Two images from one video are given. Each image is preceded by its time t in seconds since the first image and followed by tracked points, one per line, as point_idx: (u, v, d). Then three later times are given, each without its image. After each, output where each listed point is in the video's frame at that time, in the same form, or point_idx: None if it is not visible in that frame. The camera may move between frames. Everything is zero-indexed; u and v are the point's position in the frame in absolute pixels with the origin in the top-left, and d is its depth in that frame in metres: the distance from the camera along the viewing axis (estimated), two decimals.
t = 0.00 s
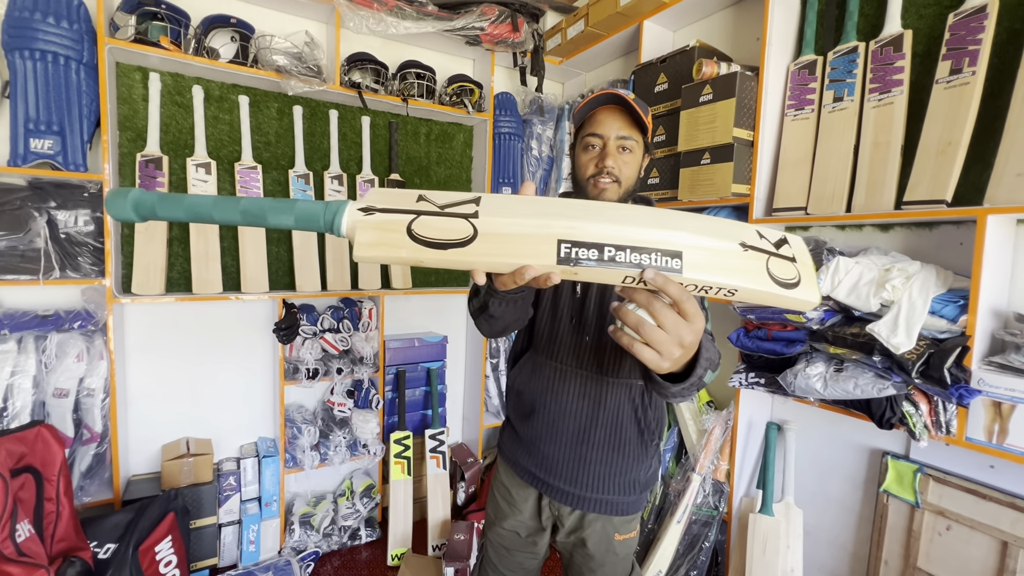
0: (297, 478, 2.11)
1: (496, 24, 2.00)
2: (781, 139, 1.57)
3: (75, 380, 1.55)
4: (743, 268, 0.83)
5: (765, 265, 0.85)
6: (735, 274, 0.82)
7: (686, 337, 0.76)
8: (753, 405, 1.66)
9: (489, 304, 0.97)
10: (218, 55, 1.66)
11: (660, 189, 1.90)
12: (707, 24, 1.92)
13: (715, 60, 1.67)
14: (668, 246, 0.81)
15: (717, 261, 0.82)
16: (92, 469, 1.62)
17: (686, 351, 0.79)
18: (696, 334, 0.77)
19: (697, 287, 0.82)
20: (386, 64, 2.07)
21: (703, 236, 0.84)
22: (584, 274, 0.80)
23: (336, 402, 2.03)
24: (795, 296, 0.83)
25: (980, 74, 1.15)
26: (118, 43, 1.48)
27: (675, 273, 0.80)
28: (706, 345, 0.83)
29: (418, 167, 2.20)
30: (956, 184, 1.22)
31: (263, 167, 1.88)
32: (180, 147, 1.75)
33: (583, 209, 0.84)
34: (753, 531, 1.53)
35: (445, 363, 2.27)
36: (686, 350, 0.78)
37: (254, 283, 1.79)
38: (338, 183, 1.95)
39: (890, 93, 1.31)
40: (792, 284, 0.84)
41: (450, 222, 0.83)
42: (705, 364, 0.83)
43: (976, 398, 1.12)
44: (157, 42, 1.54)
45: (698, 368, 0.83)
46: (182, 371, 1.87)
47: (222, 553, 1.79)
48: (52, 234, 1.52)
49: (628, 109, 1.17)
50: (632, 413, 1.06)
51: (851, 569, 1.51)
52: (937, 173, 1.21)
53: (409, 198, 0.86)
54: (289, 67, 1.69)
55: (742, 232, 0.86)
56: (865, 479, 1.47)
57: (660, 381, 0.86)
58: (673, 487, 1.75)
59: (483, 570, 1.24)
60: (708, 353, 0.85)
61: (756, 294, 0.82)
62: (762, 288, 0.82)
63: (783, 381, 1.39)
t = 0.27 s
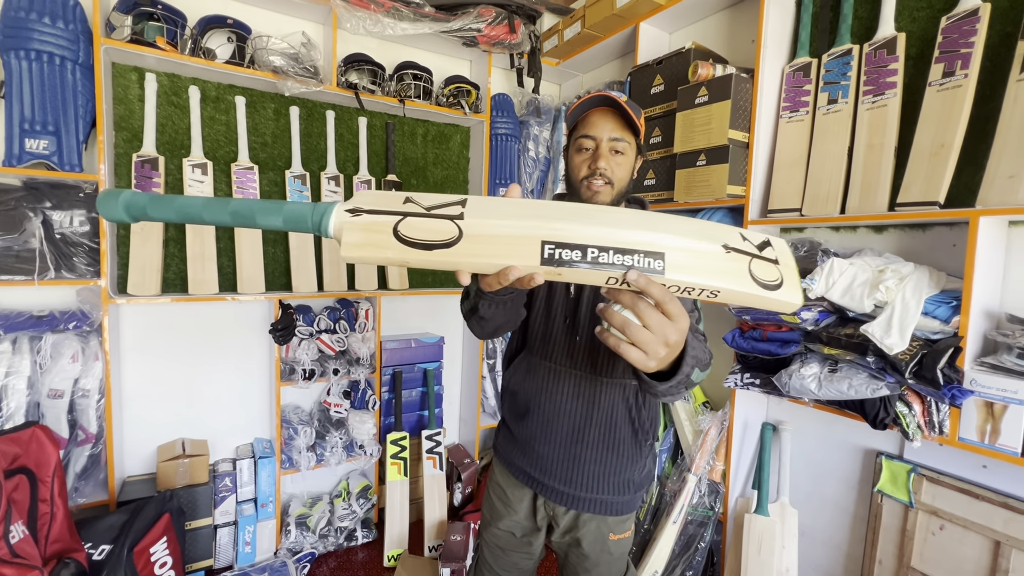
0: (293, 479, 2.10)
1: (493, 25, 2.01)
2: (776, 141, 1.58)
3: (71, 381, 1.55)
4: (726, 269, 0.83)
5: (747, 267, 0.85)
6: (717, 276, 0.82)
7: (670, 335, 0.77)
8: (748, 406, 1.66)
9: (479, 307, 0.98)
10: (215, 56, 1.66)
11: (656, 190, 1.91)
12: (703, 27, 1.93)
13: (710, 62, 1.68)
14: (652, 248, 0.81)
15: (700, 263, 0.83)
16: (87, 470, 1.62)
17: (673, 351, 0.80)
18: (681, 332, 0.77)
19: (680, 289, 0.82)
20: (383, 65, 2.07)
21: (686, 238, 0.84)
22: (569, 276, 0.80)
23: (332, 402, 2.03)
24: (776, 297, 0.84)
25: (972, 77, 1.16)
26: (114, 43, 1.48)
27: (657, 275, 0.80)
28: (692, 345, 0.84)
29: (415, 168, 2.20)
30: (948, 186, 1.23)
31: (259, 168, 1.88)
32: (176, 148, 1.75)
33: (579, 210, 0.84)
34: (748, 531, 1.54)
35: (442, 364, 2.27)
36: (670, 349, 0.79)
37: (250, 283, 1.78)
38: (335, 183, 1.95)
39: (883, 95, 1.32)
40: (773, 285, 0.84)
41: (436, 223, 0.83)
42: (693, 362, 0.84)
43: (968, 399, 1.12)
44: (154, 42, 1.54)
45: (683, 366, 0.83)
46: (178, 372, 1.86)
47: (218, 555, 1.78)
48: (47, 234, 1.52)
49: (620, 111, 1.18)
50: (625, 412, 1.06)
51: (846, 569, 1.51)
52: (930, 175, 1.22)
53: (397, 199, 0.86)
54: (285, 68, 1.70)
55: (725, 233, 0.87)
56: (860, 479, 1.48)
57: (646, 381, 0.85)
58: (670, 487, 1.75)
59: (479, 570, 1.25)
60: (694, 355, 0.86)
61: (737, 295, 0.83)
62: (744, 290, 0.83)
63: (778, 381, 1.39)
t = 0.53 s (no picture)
0: (291, 481, 2.10)
1: (491, 27, 2.01)
2: (773, 143, 1.58)
3: (67, 382, 1.54)
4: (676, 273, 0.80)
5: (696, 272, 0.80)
6: (667, 274, 0.77)
7: (660, 344, 0.79)
8: (745, 406, 1.67)
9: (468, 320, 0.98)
10: (213, 57, 1.66)
11: (653, 192, 1.91)
12: (700, 29, 1.94)
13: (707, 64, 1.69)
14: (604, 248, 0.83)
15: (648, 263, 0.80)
16: (84, 472, 1.61)
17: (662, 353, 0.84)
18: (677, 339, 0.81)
19: (631, 285, 0.77)
20: (382, 67, 2.07)
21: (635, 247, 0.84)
22: (525, 269, 0.79)
23: (330, 403, 2.02)
24: (732, 298, 0.76)
25: (966, 80, 1.17)
26: (113, 44, 1.48)
27: (607, 267, 0.78)
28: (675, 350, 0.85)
29: (413, 170, 2.20)
30: (943, 188, 1.24)
31: (257, 169, 1.88)
32: (174, 149, 1.75)
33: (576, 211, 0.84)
34: (745, 532, 1.54)
35: (440, 365, 2.27)
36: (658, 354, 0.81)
37: (248, 285, 1.78)
38: (333, 185, 1.95)
39: (879, 98, 1.33)
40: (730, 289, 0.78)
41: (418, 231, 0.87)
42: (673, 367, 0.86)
43: (963, 399, 1.13)
44: (152, 44, 1.54)
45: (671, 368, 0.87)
46: (174, 374, 1.86)
47: (215, 556, 1.78)
48: (44, 235, 1.52)
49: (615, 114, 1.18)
50: (618, 415, 1.07)
51: (843, 570, 1.52)
52: (924, 177, 1.23)
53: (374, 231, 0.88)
54: (283, 69, 1.70)
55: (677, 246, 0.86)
56: (856, 480, 1.48)
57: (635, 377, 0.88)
58: (667, 488, 1.76)
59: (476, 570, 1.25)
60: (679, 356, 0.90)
61: (688, 294, 0.76)
62: (695, 288, 0.77)
63: (775, 382, 1.40)
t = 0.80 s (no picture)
0: (289, 485, 2.10)
1: (490, 33, 2.03)
2: (770, 148, 1.60)
3: (66, 386, 1.54)
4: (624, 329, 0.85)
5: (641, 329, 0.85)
6: (612, 328, 0.82)
7: (629, 373, 0.86)
8: (743, 410, 1.67)
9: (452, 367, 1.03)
10: (213, 62, 1.67)
11: (652, 197, 1.92)
12: (697, 36, 1.96)
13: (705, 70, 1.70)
14: (558, 309, 0.91)
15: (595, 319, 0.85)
16: (81, 477, 1.61)
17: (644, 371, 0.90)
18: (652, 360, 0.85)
19: (579, 333, 0.82)
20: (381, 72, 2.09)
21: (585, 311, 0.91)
22: (489, 319, 0.87)
23: (329, 408, 2.03)
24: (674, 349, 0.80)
25: (960, 87, 1.19)
26: (114, 50, 1.48)
27: (561, 320, 0.84)
28: (650, 367, 0.88)
29: (412, 174, 2.21)
30: (938, 193, 1.25)
31: (257, 173, 1.88)
32: (174, 153, 1.75)
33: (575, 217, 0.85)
34: (745, 536, 1.54)
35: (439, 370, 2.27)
36: (633, 379, 0.88)
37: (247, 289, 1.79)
38: (332, 189, 1.96)
39: (874, 104, 1.34)
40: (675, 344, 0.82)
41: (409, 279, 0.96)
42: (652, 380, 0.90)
43: (960, 402, 1.14)
44: (153, 49, 1.55)
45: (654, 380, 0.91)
46: (172, 379, 1.85)
47: (213, 562, 1.77)
48: (43, 239, 1.52)
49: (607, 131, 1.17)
50: (609, 415, 1.07)
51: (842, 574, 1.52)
52: (920, 182, 1.24)
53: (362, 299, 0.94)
54: (284, 75, 1.70)
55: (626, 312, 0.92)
56: (854, 483, 1.49)
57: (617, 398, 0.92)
58: (666, 492, 1.76)
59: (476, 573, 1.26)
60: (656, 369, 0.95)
61: (631, 342, 0.81)
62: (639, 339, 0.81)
63: (773, 386, 1.41)
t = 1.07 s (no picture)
0: (287, 482, 2.09)
1: (489, 29, 2.03)
2: (768, 144, 1.60)
3: (62, 382, 1.53)
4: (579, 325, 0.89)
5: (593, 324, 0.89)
6: (567, 322, 0.86)
7: (587, 364, 0.88)
8: (742, 406, 1.68)
9: (429, 361, 1.05)
10: (210, 57, 1.66)
11: (650, 193, 1.92)
12: (696, 32, 1.96)
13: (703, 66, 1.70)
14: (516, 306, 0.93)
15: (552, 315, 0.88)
16: (78, 473, 1.60)
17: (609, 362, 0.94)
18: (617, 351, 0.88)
19: (535, 324, 0.85)
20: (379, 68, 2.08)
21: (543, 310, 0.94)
22: (455, 314, 0.89)
23: (327, 405, 2.02)
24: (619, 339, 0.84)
25: (958, 82, 1.19)
26: (110, 43, 1.47)
27: (519, 312, 0.87)
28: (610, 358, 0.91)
29: (410, 170, 2.20)
30: (936, 188, 1.25)
31: (255, 169, 1.88)
32: (171, 148, 1.74)
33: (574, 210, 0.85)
34: (743, 531, 1.54)
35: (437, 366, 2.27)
36: (594, 370, 0.90)
37: (245, 285, 1.79)
38: (330, 185, 1.95)
39: (872, 99, 1.35)
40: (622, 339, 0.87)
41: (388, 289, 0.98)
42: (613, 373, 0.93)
43: (957, 396, 1.15)
44: (149, 43, 1.54)
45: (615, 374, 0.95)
46: (170, 375, 1.85)
47: (211, 558, 1.76)
48: (39, 235, 1.51)
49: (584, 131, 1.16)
50: (587, 401, 1.07)
51: (839, 568, 1.53)
52: (918, 177, 1.24)
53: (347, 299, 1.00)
54: (282, 69, 1.71)
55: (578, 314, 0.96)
56: (851, 478, 1.50)
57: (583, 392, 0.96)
58: (664, 488, 1.76)
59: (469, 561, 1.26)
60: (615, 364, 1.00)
61: (584, 333, 0.84)
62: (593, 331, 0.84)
63: (771, 381, 1.41)
